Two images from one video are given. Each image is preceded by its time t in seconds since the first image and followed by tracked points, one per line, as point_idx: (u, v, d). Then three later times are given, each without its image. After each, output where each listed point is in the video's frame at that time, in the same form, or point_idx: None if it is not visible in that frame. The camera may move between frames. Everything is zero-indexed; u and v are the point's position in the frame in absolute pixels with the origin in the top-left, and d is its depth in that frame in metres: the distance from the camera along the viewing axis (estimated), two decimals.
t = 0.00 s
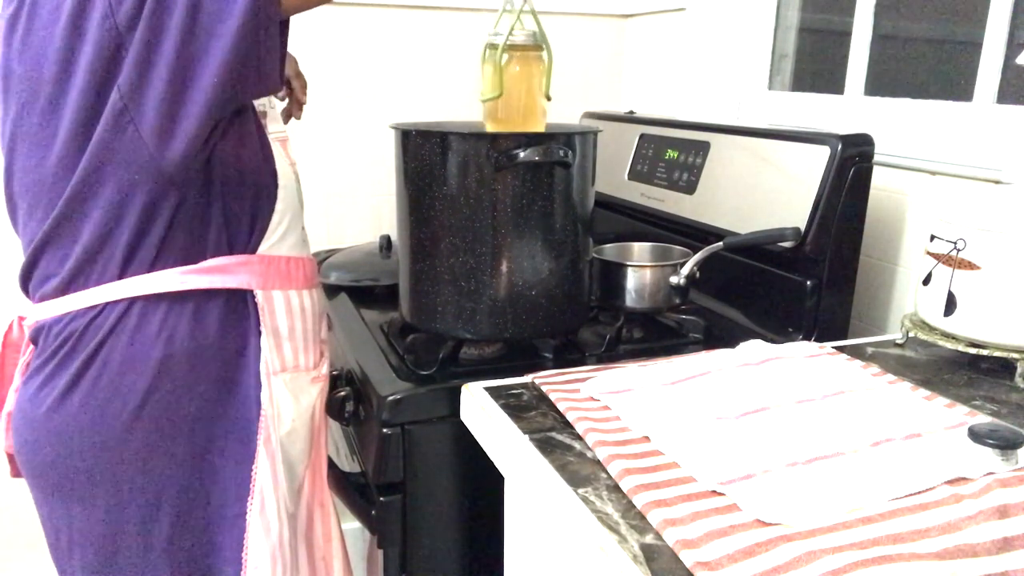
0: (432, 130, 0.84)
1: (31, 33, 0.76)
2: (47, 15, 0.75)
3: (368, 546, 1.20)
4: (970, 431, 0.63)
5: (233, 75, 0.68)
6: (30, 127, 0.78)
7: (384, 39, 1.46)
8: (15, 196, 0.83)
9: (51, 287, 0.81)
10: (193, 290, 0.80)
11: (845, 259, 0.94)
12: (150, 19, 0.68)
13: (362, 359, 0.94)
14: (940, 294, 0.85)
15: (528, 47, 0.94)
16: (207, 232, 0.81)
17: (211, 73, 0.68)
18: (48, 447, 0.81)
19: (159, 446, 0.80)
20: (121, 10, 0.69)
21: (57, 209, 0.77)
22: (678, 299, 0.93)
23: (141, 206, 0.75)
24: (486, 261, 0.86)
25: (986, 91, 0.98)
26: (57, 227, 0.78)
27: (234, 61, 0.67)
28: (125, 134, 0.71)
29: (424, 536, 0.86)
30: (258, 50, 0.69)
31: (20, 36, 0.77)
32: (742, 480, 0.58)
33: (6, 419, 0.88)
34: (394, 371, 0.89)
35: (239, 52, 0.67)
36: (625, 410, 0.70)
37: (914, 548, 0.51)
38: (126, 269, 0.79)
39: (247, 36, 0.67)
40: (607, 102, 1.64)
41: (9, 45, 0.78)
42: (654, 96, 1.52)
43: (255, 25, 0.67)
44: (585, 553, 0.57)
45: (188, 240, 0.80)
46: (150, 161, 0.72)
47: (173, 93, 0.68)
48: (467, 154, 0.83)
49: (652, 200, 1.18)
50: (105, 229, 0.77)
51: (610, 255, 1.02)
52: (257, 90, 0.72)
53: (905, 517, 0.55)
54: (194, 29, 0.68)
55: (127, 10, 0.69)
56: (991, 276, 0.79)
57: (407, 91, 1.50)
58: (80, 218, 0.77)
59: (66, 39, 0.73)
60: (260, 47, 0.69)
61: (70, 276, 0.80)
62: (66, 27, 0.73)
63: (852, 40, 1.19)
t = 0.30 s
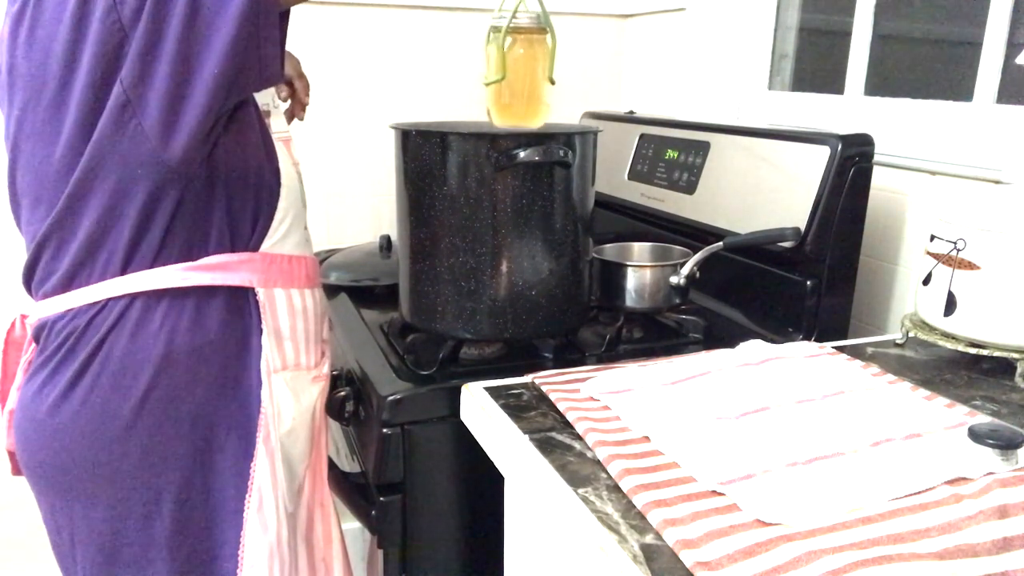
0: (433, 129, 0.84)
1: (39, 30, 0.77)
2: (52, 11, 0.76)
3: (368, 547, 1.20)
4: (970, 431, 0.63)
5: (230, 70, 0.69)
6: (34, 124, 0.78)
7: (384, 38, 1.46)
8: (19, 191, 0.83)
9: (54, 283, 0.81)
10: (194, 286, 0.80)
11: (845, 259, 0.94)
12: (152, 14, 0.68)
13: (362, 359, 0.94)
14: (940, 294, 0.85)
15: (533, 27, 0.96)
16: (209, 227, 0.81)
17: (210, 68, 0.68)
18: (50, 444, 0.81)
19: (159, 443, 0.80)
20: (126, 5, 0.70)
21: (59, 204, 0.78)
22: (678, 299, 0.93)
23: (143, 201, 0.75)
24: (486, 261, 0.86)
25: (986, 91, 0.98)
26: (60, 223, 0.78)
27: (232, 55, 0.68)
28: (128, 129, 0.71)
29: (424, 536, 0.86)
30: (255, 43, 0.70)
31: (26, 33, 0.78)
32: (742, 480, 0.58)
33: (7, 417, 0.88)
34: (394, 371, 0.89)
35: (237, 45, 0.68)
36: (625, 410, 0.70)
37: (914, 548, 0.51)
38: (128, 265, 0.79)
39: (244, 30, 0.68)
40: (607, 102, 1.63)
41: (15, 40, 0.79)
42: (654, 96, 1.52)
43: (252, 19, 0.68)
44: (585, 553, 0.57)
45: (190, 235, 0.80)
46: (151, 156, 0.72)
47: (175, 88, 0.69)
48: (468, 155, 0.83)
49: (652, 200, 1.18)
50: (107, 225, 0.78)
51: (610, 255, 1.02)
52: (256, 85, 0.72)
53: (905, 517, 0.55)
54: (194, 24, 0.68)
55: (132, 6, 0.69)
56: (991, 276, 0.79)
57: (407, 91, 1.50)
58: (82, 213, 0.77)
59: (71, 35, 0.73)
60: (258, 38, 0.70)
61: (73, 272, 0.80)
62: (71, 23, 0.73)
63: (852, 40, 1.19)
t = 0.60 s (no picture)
0: (432, 129, 0.84)
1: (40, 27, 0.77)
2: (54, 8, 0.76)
3: (368, 547, 1.20)
4: (970, 431, 0.63)
5: (227, 67, 0.69)
6: (34, 121, 0.78)
7: (383, 38, 1.46)
8: (18, 187, 0.84)
9: (51, 279, 0.81)
10: (189, 283, 0.80)
11: (845, 259, 0.94)
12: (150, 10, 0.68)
13: (362, 359, 0.94)
14: (940, 294, 0.85)
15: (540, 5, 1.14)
16: (207, 223, 0.81)
17: (207, 63, 0.68)
18: (46, 440, 0.81)
19: (156, 440, 0.80)
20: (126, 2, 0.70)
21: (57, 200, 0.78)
22: (678, 299, 0.93)
23: (139, 197, 0.75)
24: (486, 261, 0.86)
25: (986, 91, 0.98)
26: (58, 219, 0.78)
27: (228, 52, 0.68)
28: (126, 124, 0.72)
29: (424, 536, 0.86)
30: (254, 41, 0.70)
31: (28, 31, 0.78)
32: (742, 480, 0.58)
33: (7, 414, 0.88)
34: (394, 371, 0.89)
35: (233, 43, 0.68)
36: (625, 410, 0.70)
37: (914, 547, 0.51)
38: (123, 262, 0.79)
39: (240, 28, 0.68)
40: (607, 102, 1.63)
41: (17, 37, 0.79)
42: (654, 96, 1.52)
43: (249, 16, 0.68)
44: (585, 553, 0.57)
45: (187, 231, 0.80)
46: (149, 151, 0.72)
47: (172, 83, 0.69)
48: (467, 154, 0.83)
49: (652, 200, 1.18)
50: (105, 221, 0.78)
51: (610, 255, 1.02)
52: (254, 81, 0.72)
53: (905, 517, 0.55)
54: (191, 19, 0.68)
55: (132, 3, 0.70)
56: (991, 276, 0.79)
57: (407, 91, 1.50)
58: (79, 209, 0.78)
59: (71, 32, 0.74)
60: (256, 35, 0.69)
61: (70, 268, 0.80)
62: (71, 20, 0.74)
63: (852, 40, 1.19)
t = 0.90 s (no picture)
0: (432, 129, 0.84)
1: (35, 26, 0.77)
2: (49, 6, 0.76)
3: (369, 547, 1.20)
4: (970, 431, 0.63)
5: (220, 65, 0.69)
6: (28, 119, 0.78)
7: (383, 38, 1.46)
8: (14, 184, 0.84)
9: (43, 277, 0.81)
10: (181, 283, 0.79)
11: (845, 259, 0.94)
12: (141, 9, 0.68)
13: (362, 359, 0.94)
14: (940, 294, 0.85)
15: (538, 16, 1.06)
16: (197, 221, 0.81)
17: (198, 61, 0.68)
18: (35, 439, 0.81)
19: (142, 439, 0.79)
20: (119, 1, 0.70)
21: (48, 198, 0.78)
22: (678, 299, 0.93)
23: (129, 196, 0.75)
24: (486, 261, 0.86)
25: (986, 91, 0.98)
26: (50, 217, 0.79)
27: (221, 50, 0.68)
28: (115, 123, 0.72)
29: (424, 536, 0.86)
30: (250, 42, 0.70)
31: (24, 28, 0.78)
32: (742, 480, 0.58)
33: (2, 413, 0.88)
34: (394, 371, 0.89)
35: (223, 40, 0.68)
36: (625, 410, 0.70)
37: (914, 547, 0.51)
38: (114, 261, 0.79)
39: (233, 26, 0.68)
40: (607, 102, 1.63)
41: (14, 36, 0.80)
42: (654, 96, 1.52)
43: (241, 14, 0.68)
44: (585, 553, 0.57)
45: (177, 228, 0.80)
46: (139, 149, 0.72)
47: (163, 82, 0.69)
48: (467, 155, 0.83)
49: (652, 200, 1.18)
50: (96, 219, 0.78)
51: (610, 255, 1.02)
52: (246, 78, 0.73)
53: (905, 517, 0.55)
54: (182, 17, 0.68)
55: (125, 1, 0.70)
56: (991, 276, 0.79)
57: (407, 91, 1.50)
58: (70, 207, 0.78)
59: (64, 30, 0.74)
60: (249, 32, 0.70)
61: (62, 266, 0.80)
62: (65, 18, 0.74)
63: (852, 40, 1.19)
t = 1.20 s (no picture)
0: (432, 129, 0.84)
1: (32, 25, 0.77)
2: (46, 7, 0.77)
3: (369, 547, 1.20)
4: (970, 431, 0.63)
5: (217, 65, 0.69)
6: (25, 119, 0.78)
7: (382, 38, 1.46)
8: (13, 185, 0.84)
9: (38, 277, 0.81)
10: (177, 284, 0.79)
11: (845, 259, 0.94)
12: (139, 9, 0.68)
13: (362, 359, 0.94)
14: (940, 294, 0.85)
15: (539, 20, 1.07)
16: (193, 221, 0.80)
17: (196, 62, 0.68)
18: (29, 438, 0.81)
19: (137, 440, 0.79)
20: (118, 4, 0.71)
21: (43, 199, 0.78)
22: (678, 299, 0.93)
23: (125, 197, 0.75)
24: (486, 261, 0.86)
25: (986, 91, 0.98)
26: (45, 217, 0.79)
27: (217, 48, 0.68)
28: (111, 123, 0.72)
29: (424, 536, 0.86)
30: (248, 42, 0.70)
31: (22, 29, 0.79)
32: (742, 480, 0.58)
33: None
34: (394, 371, 0.89)
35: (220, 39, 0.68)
36: (625, 410, 0.70)
37: (914, 548, 0.51)
38: (109, 261, 0.79)
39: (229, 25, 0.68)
40: (607, 101, 1.63)
41: (10, 36, 0.80)
42: (654, 96, 1.52)
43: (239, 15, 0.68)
44: (585, 553, 0.57)
45: (173, 229, 0.80)
46: (136, 149, 0.72)
47: (160, 82, 0.69)
48: (467, 155, 0.83)
49: (652, 200, 1.18)
50: (91, 220, 0.78)
51: (610, 255, 1.02)
52: (245, 77, 0.73)
53: (905, 517, 0.55)
54: (180, 18, 0.69)
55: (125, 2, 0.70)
56: (991, 276, 0.79)
57: (407, 91, 1.50)
58: (65, 207, 0.78)
59: (62, 31, 0.74)
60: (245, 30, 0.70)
61: (57, 266, 0.80)
62: (63, 19, 0.74)
63: (852, 40, 1.19)
